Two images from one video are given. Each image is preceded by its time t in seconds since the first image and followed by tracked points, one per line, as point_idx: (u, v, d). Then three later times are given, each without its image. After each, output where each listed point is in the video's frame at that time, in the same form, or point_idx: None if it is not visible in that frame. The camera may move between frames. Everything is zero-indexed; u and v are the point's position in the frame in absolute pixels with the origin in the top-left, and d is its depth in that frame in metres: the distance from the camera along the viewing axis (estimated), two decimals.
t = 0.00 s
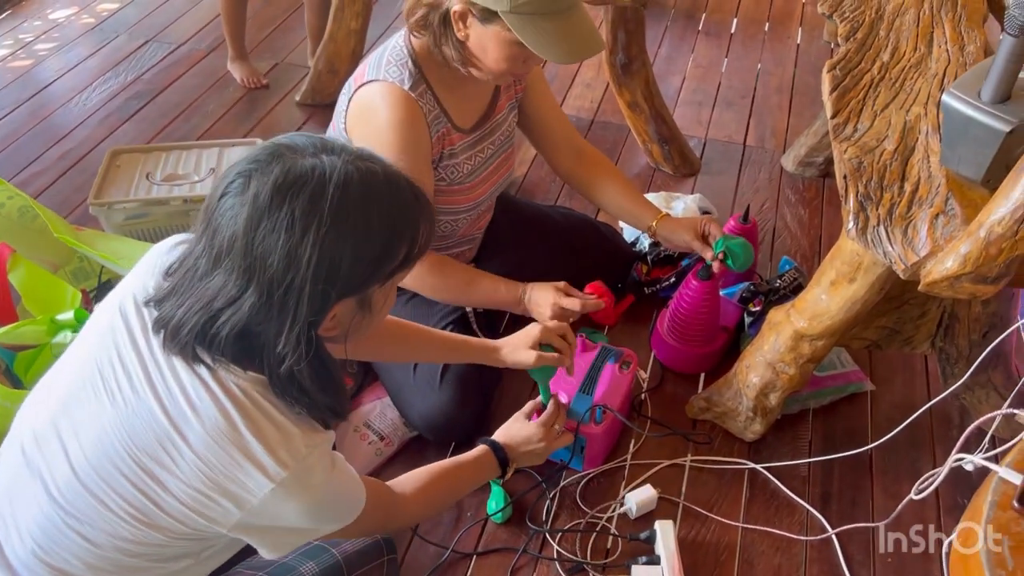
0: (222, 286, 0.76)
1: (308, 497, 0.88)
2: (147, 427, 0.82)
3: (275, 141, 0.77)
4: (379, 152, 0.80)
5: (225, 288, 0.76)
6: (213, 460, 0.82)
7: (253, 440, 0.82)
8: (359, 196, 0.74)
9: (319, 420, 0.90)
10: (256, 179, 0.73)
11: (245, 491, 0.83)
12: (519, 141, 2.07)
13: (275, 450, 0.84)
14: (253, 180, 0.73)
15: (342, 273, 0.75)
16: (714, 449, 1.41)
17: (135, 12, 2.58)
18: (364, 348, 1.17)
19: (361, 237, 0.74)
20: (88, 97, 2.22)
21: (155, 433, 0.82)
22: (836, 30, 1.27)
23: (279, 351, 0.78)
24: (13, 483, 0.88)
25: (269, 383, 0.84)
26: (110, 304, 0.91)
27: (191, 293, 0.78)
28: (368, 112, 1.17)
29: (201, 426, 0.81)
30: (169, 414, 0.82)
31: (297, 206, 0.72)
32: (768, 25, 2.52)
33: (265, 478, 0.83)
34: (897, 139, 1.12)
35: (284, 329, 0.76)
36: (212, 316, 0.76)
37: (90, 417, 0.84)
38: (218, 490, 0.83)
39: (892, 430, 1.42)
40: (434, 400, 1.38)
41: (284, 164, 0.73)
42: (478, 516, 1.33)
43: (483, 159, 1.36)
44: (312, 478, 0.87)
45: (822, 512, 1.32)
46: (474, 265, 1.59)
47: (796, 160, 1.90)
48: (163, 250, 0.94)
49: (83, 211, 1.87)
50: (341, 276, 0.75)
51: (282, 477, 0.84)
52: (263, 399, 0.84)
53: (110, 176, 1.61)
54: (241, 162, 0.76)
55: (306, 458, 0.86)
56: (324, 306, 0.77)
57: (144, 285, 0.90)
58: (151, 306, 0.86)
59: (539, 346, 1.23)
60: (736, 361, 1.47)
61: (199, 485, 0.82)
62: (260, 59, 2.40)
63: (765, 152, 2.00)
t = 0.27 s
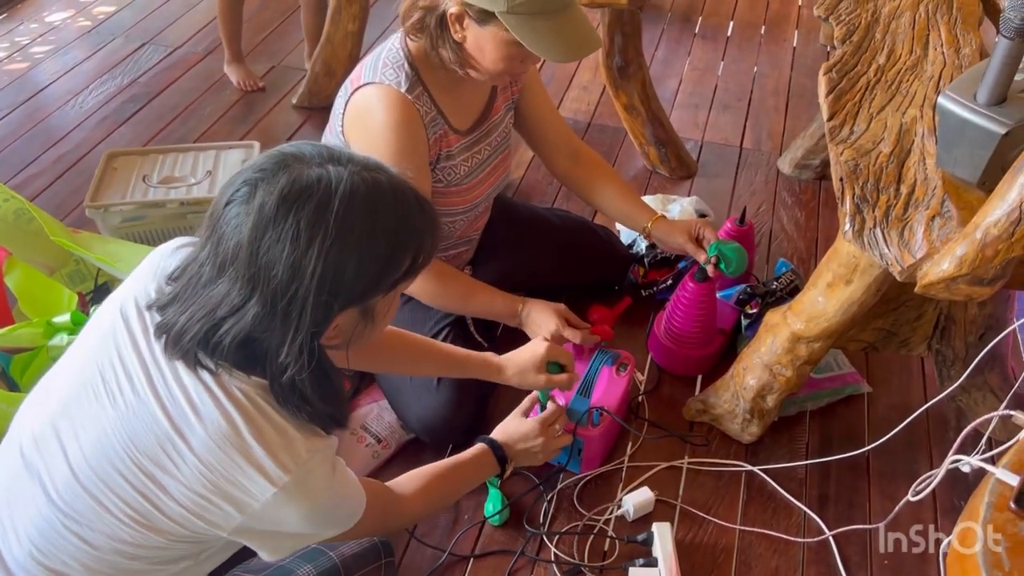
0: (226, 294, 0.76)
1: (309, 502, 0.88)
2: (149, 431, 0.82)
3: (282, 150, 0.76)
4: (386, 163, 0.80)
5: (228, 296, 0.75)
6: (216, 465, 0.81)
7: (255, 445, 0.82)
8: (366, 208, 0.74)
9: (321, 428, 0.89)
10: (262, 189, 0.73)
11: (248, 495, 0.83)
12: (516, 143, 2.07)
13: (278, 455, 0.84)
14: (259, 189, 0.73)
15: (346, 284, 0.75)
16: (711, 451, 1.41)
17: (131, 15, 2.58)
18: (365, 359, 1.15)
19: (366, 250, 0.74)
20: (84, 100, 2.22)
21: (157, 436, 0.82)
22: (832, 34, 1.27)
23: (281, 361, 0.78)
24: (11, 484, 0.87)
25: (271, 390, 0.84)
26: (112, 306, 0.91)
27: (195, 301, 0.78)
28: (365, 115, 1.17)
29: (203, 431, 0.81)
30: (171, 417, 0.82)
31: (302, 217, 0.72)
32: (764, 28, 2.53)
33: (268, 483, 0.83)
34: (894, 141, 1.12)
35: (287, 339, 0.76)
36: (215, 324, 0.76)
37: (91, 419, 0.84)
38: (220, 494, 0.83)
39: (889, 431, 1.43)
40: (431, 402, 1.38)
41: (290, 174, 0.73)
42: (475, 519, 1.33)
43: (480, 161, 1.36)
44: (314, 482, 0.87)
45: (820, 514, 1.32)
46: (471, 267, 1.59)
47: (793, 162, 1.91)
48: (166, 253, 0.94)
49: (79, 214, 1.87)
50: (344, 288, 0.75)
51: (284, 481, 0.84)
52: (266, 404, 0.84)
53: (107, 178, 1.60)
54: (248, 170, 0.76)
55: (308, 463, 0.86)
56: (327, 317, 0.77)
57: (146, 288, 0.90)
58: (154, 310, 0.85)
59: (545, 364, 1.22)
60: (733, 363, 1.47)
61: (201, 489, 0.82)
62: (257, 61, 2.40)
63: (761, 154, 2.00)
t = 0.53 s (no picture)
0: (226, 300, 0.75)
1: (310, 508, 0.88)
2: (148, 435, 0.82)
3: (284, 156, 0.76)
4: (387, 168, 0.79)
5: (229, 302, 0.75)
6: (216, 470, 0.81)
7: (255, 450, 0.82)
8: (368, 215, 0.73)
9: (322, 434, 0.89)
10: (263, 196, 0.73)
11: (249, 500, 0.83)
12: (512, 146, 2.07)
13: (279, 460, 0.83)
14: (261, 196, 0.73)
15: (347, 291, 0.75)
16: (708, 453, 1.41)
17: (127, 19, 2.58)
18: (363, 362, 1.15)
19: (368, 257, 0.74)
20: (80, 103, 2.22)
21: (157, 441, 0.81)
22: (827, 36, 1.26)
23: (282, 368, 0.78)
24: (8, 488, 0.87)
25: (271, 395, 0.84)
26: (111, 310, 0.90)
27: (195, 307, 0.78)
28: (361, 116, 1.17)
29: (204, 436, 0.81)
30: (171, 422, 0.81)
31: (305, 224, 0.71)
32: (760, 31, 2.53)
33: (269, 488, 0.83)
34: (889, 143, 1.13)
35: (288, 346, 0.76)
36: (215, 331, 0.76)
37: (90, 423, 0.83)
38: (220, 499, 0.82)
39: (885, 433, 1.43)
40: (427, 405, 1.38)
41: (292, 181, 0.73)
42: (472, 521, 1.32)
43: (476, 163, 1.36)
44: (315, 487, 0.87)
45: (817, 516, 1.32)
46: (467, 270, 1.59)
47: (789, 164, 1.91)
48: (165, 257, 0.94)
49: (74, 217, 1.86)
50: (346, 295, 0.75)
51: (285, 487, 0.84)
52: (266, 409, 0.84)
53: (102, 181, 1.60)
54: (249, 176, 0.76)
55: (309, 468, 0.86)
56: (328, 324, 0.77)
57: (146, 292, 0.89)
58: (154, 314, 0.85)
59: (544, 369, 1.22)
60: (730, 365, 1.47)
61: (202, 494, 0.82)
62: (253, 65, 2.40)
63: (757, 157, 2.01)
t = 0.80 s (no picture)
0: (213, 313, 0.75)
1: (299, 519, 0.88)
2: (136, 447, 0.82)
3: (269, 167, 0.76)
4: (374, 178, 0.79)
5: (216, 315, 0.75)
6: (204, 481, 0.81)
7: (244, 461, 0.82)
8: (355, 227, 0.73)
9: (311, 444, 0.89)
10: (249, 209, 0.73)
11: (237, 512, 0.83)
12: (504, 152, 2.07)
13: (267, 471, 0.84)
14: (246, 209, 0.73)
15: (335, 302, 0.75)
16: (701, 458, 1.41)
17: (120, 25, 2.58)
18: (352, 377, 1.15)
19: (355, 268, 0.74)
20: (73, 109, 2.21)
21: (144, 453, 0.81)
22: (818, 41, 1.28)
23: (270, 380, 0.78)
24: None
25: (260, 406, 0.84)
26: (98, 320, 0.90)
27: (182, 320, 0.78)
28: (352, 123, 1.17)
29: (192, 448, 0.81)
30: (159, 434, 0.81)
31: (291, 237, 0.71)
32: (752, 35, 2.54)
33: (257, 499, 0.83)
34: (879, 148, 1.13)
35: (277, 359, 0.77)
36: (203, 344, 0.76)
37: (77, 435, 0.83)
38: (209, 511, 0.82)
39: (877, 438, 1.43)
40: (419, 411, 1.38)
41: (278, 193, 0.73)
42: (465, 528, 1.32)
43: (467, 170, 1.36)
44: (304, 498, 0.87)
45: (809, 520, 1.33)
46: (460, 276, 1.59)
47: (781, 169, 1.92)
48: (153, 267, 0.94)
49: (67, 224, 1.86)
50: (334, 307, 0.75)
51: (274, 498, 0.84)
52: (255, 420, 0.84)
53: (94, 189, 1.60)
54: (235, 188, 0.75)
55: (297, 479, 0.86)
56: (316, 336, 0.77)
57: (134, 303, 0.89)
58: (141, 326, 0.85)
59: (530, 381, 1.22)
60: (722, 369, 1.47)
61: (191, 505, 0.82)
62: (246, 70, 2.40)
63: (749, 161, 2.01)
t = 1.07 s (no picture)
0: (206, 324, 0.76)
1: (290, 528, 0.88)
2: (127, 457, 0.82)
3: (259, 177, 0.76)
4: (363, 186, 0.80)
5: (208, 326, 0.76)
6: (195, 491, 0.81)
7: (235, 470, 0.82)
8: (345, 235, 0.74)
9: (302, 452, 0.89)
10: (240, 219, 0.73)
11: (228, 521, 0.83)
12: (496, 157, 2.08)
13: (258, 480, 0.84)
14: (237, 219, 0.73)
15: (327, 311, 0.75)
16: (692, 462, 1.42)
17: (112, 31, 2.58)
18: (345, 381, 1.15)
19: (347, 277, 0.74)
20: (65, 116, 2.22)
21: (135, 462, 0.81)
22: (807, 47, 1.29)
23: (264, 389, 0.79)
24: None
25: (252, 415, 0.84)
26: (89, 330, 0.91)
27: (174, 330, 0.78)
28: (339, 135, 1.18)
29: (183, 457, 0.81)
30: (150, 443, 0.81)
31: (282, 247, 0.72)
32: (743, 40, 2.55)
33: (248, 508, 0.83)
34: (867, 154, 1.14)
35: (270, 368, 0.77)
36: (195, 354, 0.77)
37: (68, 445, 0.84)
38: (199, 520, 0.83)
39: (867, 441, 1.44)
40: (409, 416, 1.38)
41: (268, 203, 0.73)
42: (456, 534, 1.32)
43: (456, 178, 1.37)
44: (295, 507, 0.88)
45: (799, 525, 1.33)
46: (451, 282, 1.59)
47: (772, 173, 1.93)
48: (145, 276, 0.94)
49: (58, 231, 1.86)
50: (326, 315, 0.76)
51: (265, 506, 0.84)
52: (246, 429, 0.84)
53: (85, 196, 1.60)
54: (225, 199, 0.76)
55: (288, 487, 0.86)
56: (309, 344, 0.77)
57: (125, 312, 0.90)
58: (133, 336, 0.85)
59: (520, 382, 1.23)
60: (712, 374, 1.48)
61: (181, 515, 0.82)
62: (238, 77, 2.40)
63: (740, 166, 2.02)
